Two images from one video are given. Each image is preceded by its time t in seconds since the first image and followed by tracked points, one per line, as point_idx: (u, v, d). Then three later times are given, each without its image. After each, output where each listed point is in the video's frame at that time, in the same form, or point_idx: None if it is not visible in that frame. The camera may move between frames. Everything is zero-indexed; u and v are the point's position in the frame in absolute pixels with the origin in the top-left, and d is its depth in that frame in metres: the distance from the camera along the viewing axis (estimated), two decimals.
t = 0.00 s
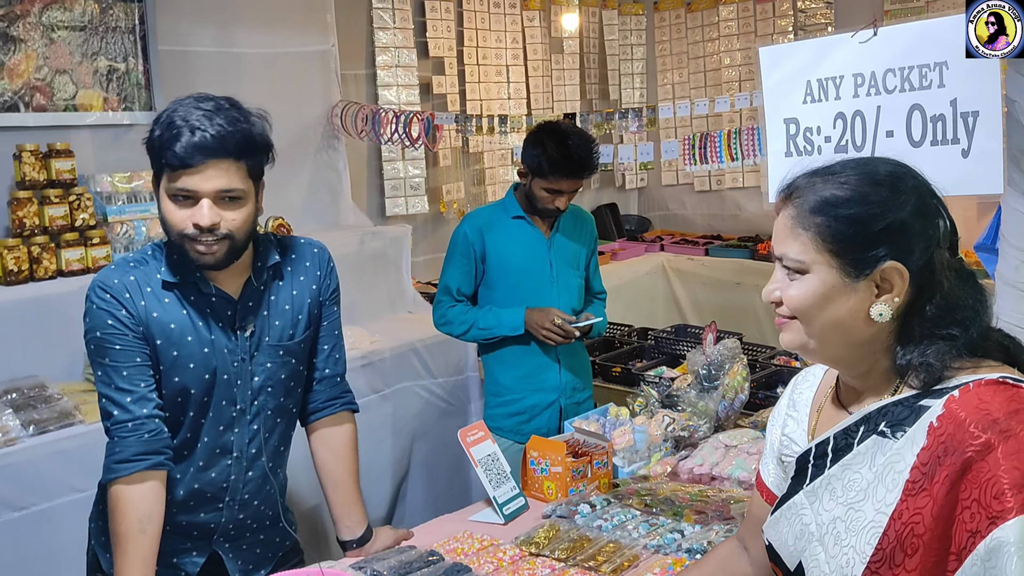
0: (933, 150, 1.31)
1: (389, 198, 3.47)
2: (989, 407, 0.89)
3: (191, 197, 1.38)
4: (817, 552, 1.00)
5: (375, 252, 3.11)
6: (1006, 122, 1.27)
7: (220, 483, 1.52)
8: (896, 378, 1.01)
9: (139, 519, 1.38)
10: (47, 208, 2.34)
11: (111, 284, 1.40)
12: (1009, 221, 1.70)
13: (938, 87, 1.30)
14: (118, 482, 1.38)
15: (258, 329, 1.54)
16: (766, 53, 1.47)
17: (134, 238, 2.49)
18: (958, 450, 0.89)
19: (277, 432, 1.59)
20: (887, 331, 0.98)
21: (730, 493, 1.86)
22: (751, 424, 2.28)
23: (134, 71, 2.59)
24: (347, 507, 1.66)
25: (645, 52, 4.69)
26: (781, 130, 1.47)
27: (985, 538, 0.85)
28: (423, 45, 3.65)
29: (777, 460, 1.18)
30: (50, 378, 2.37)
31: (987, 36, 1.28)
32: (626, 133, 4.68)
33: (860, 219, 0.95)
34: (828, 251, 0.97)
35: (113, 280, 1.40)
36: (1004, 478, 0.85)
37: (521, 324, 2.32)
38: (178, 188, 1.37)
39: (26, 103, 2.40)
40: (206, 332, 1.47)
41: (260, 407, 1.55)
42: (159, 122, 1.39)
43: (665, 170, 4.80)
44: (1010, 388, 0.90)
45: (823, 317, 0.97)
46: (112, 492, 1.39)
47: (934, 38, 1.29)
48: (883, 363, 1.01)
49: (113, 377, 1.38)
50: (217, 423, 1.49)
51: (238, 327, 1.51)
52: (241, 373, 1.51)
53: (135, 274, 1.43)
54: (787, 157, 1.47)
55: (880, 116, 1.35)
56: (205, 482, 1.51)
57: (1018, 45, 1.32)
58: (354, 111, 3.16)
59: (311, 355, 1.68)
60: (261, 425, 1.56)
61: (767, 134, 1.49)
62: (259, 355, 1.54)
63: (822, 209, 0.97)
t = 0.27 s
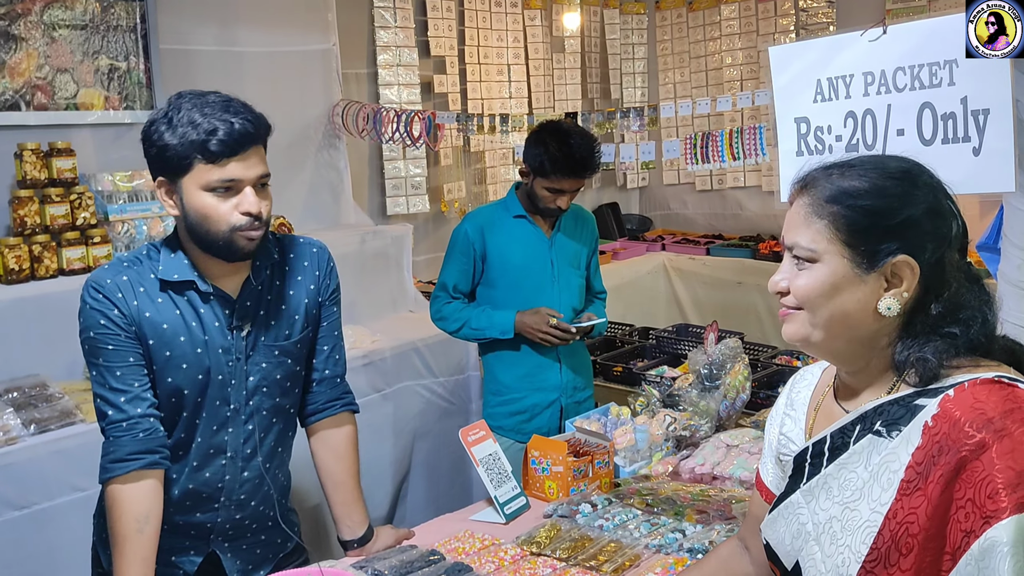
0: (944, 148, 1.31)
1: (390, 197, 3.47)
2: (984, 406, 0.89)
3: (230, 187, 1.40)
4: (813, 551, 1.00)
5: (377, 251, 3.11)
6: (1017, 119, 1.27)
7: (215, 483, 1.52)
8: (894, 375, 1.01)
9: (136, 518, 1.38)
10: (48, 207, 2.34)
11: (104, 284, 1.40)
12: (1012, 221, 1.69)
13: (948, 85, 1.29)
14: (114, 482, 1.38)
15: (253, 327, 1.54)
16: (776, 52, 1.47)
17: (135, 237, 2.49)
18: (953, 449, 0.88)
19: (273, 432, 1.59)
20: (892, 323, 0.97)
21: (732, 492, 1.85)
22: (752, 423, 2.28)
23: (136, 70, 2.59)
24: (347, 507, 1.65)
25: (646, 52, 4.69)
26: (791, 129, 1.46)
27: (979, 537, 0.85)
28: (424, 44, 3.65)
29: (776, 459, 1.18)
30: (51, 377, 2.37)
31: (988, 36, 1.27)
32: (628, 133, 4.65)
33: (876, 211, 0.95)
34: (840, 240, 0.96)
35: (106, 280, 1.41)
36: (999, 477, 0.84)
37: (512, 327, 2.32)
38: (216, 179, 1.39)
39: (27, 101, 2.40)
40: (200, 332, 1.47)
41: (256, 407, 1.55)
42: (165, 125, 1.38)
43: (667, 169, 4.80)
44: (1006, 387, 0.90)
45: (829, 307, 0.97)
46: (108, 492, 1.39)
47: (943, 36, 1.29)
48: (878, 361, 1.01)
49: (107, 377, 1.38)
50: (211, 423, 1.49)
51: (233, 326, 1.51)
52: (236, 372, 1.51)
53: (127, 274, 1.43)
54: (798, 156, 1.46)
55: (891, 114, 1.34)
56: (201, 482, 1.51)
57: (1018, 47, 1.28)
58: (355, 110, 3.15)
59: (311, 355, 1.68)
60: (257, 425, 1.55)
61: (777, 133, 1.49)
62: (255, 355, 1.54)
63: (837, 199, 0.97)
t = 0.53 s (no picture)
0: (954, 147, 1.30)
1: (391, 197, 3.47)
2: (988, 405, 0.88)
3: (254, 187, 1.41)
4: (816, 551, 1.00)
5: (377, 250, 3.11)
6: None
7: (217, 484, 1.52)
8: (897, 374, 1.00)
9: (139, 518, 1.38)
10: (50, 207, 2.34)
11: (110, 283, 1.39)
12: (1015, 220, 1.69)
13: (957, 84, 1.28)
14: (117, 483, 1.37)
15: (258, 327, 1.54)
16: (785, 53, 1.47)
17: (136, 236, 2.49)
18: (957, 449, 0.88)
19: (275, 432, 1.59)
20: (892, 327, 0.97)
21: (733, 493, 1.85)
22: (754, 423, 2.28)
23: (137, 70, 2.59)
24: (348, 507, 1.65)
25: (647, 51, 4.68)
26: (800, 130, 1.47)
27: (983, 538, 0.84)
28: (425, 43, 3.65)
29: (779, 460, 1.18)
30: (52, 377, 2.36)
31: (988, 36, 1.26)
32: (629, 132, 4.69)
33: (862, 215, 0.95)
34: (830, 251, 0.96)
35: (112, 280, 1.40)
36: (1002, 477, 0.84)
37: (513, 327, 2.33)
38: (241, 180, 1.39)
39: (28, 101, 2.39)
40: (205, 332, 1.47)
41: (258, 408, 1.55)
42: (189, 127, 1.39)
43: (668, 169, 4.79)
44: (1010, 387, 0.89)
45: (827, 316, 0.97)
46: (111, 493, 1.38)
47: (952, 35, 1.28)
48: (883, 363, 1.01)
49: (111, 377, 1.37)
50: (214, 423, 1.49)
51: (238, 326, 1.51)
52: (240, 373, 1.51)
53: (133, 273, 1.43)
54: (806, 156, 1.46)
55: (900, 114, 1.34)
56: (202, 482, 1.51)
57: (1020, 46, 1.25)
58: (356, 109, 3.15)
59: (311, 356, 1.68)
60: (259, 425, 1.55)
61: (786, 134, 1.49)
62: (259, 355, 1.54)
63: (823, 208, 0.97)
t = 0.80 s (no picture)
0: (958, 149, 1.30)
1: (392, 197, 3.47)
2: (986, 409, 0.88)
3: (261, 189, 1.41)
4: (816, 556, 0.99)
5: (378, 251, 3.10)
6: None
7: (216, 486, 1.52)
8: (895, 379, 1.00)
9: (139, 520, 1.38)
10: (51, 208, 2.34)
11: (110, 284, 1.39)
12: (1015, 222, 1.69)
13: (961, 85, 1.28)
14: (118, 485, 1.37)
15: (257, 329, 1.54)
16: (788, 54, 1.46)
17: (137, 237, 2.49)
18: (955, 453, 0.88)
19: (273, 434, 1.59)
20: (893, 329, 0.97)
21: (734, 494, 1.85)
22: (755, 425, 2.28)
23: (138, 71, 2.59)
24: (348, 508, 1.65)
25: (648, 52, 4.68)
26: (804, 131, 1.46)
27: (981, 542, 0.85)
28: (427, 44, 3.65)
29: (778, 463, 1.17)
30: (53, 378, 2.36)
31: (988, 36, 1.26)
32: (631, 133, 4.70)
33: (874, 215, 0.94)
34: (837, 246, 0.96)
35: (112, 280, 1.40)
36: (1001, 481, 0.84)
37: (507, 328, 2.32)
38: (248, 181, 1.40)
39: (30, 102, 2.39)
40: (206, 334, 1.47)
41: (257, 409, 1.55)
42: (194, 130, 1.38)
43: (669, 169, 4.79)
44: (1008, 391, 0.89)
45: (829, 313, 0.97)
46: (111, 495, 1.38)
47: (955, 37, 1.28)
48: (879, 366, 1.01)
49: (111, 378, 1.37)
50: (213, 425, 1.49)
51: (238, 328, 1.50)
52: (239, 375, 1.51)
53: (133, 274, 1.42)
54: (809, 157, 1.46)
55: (904, 115, 1.34)
56: (201, 485, 1.50)
57: (1020, 46, 1.25)
58: (358, 110, 3.16)
59: (308, 357, 1.67)
60: (258, 427, 1.55)
61: (790, 135, 1.49)
62: (258, 357, 1.54)
63: (836, 204, 0.97)
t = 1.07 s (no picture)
0: (954, 152, 1.30)
1: (393, 200, 3.47)
2: (988, 414, 0.87)
3: (262, 191, 1.41)
4: (818, 561, 0.99)
5: (379, 254, 3.10)
6: None
7: (212, 490, 1.51)
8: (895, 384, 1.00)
9: (137, 523, 1.37)
10: (52, 210, 2.34)
11: (110, 287, 1.39)
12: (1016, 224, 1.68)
13: (959, 88, 1.28)
14: (116, 489, 1.37)
15: (256, 334, 1.53)
16: (787, 56, 1.46)
17: (138, 239, 2.49)
18: (957, 458, 0.87)
19: (270, 438, 1.59)
20: (892, 334, 0.97)
21: (736, 498, 1.84)
22: (757, 428, 2.27)
23: (139, 73, 2.60)
24: (347, 512, 1.65)
25: (649, 55, 4.69)
26: (801, 134, 1.46)
27: (984, 548, 0.84)
28: (427, 47, 3.62)
29: (780, 468, 1.17)
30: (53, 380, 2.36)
31: (988, 36, 1.25)
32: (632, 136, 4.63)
33: (871, 219, 0.94)
34: (835, 250, 0.96)
35: (112, 283, 1.40)
36: (1004, 486, 0.84)
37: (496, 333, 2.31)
38: (250, 184, 1.39)
39: (30, 104, 2.39)
40: (205, 337, 1.46)
41: (254, 413, 1.54)
42: (196, 133, 1.38)
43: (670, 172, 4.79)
44: (1010, 395, 0.89)
45: (828, 317, 0.96)
46: (109, 498, 1.38)
47: (953, 39, 1.27)
48: (881, 371, 1.00)
49: (110, 382, 1.37)
50: (210, 429, 1.49)
51: (236, 331, 1.50)
52: (237, 378, 1.50)
53: (132, 276, 1.42)
54: (807, 161, 1.45)
55: (901, 118, 1.33)
56: (196, 489, 1.50)
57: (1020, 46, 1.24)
58: (359, 112, 3.16)
59: (306, 360, 1.67)
60: (254, 431, 1.55)
61: (787, 138, 1.49)
62: (256, 361, 1.53)
63: (833, 208, 0.96)
